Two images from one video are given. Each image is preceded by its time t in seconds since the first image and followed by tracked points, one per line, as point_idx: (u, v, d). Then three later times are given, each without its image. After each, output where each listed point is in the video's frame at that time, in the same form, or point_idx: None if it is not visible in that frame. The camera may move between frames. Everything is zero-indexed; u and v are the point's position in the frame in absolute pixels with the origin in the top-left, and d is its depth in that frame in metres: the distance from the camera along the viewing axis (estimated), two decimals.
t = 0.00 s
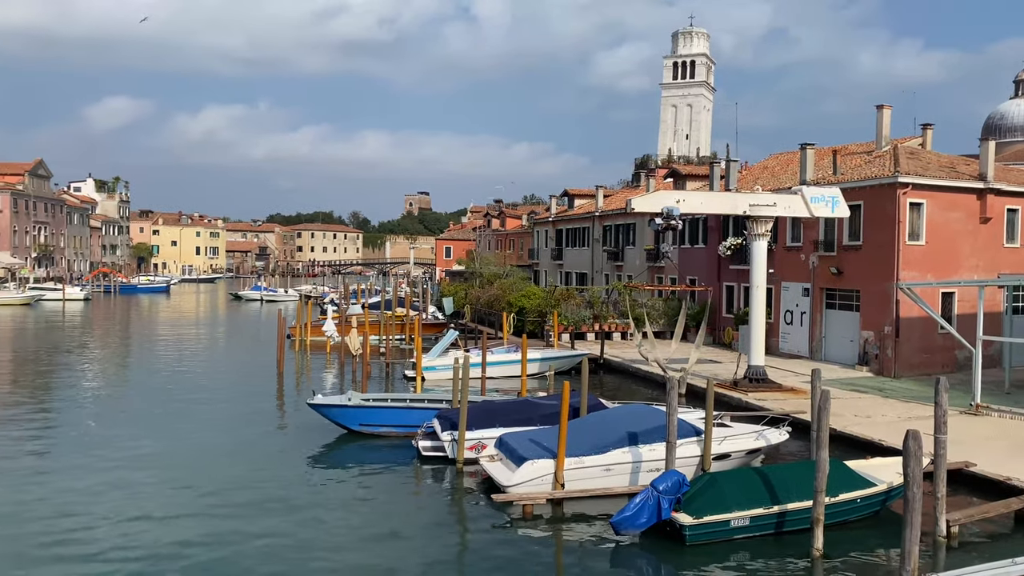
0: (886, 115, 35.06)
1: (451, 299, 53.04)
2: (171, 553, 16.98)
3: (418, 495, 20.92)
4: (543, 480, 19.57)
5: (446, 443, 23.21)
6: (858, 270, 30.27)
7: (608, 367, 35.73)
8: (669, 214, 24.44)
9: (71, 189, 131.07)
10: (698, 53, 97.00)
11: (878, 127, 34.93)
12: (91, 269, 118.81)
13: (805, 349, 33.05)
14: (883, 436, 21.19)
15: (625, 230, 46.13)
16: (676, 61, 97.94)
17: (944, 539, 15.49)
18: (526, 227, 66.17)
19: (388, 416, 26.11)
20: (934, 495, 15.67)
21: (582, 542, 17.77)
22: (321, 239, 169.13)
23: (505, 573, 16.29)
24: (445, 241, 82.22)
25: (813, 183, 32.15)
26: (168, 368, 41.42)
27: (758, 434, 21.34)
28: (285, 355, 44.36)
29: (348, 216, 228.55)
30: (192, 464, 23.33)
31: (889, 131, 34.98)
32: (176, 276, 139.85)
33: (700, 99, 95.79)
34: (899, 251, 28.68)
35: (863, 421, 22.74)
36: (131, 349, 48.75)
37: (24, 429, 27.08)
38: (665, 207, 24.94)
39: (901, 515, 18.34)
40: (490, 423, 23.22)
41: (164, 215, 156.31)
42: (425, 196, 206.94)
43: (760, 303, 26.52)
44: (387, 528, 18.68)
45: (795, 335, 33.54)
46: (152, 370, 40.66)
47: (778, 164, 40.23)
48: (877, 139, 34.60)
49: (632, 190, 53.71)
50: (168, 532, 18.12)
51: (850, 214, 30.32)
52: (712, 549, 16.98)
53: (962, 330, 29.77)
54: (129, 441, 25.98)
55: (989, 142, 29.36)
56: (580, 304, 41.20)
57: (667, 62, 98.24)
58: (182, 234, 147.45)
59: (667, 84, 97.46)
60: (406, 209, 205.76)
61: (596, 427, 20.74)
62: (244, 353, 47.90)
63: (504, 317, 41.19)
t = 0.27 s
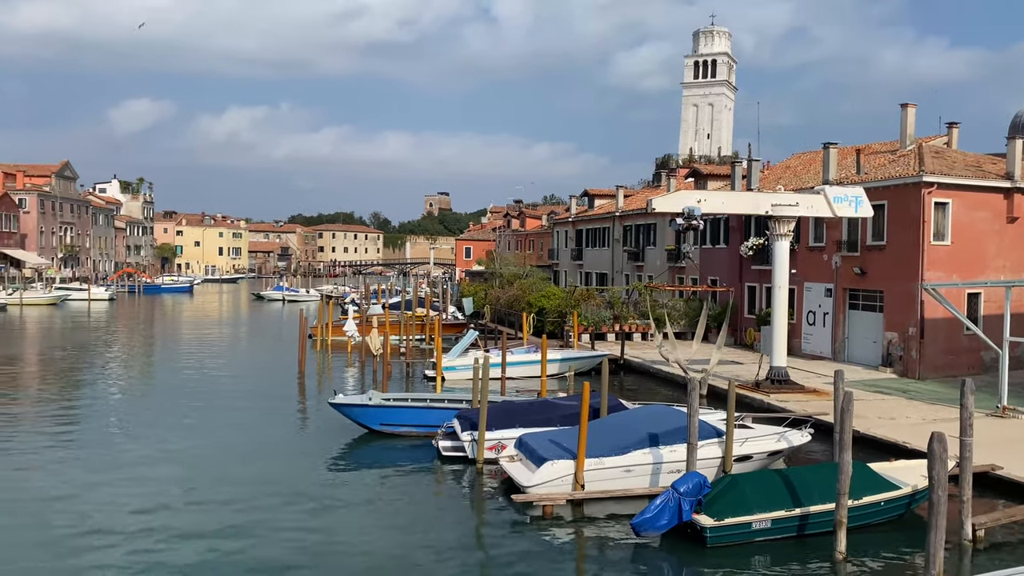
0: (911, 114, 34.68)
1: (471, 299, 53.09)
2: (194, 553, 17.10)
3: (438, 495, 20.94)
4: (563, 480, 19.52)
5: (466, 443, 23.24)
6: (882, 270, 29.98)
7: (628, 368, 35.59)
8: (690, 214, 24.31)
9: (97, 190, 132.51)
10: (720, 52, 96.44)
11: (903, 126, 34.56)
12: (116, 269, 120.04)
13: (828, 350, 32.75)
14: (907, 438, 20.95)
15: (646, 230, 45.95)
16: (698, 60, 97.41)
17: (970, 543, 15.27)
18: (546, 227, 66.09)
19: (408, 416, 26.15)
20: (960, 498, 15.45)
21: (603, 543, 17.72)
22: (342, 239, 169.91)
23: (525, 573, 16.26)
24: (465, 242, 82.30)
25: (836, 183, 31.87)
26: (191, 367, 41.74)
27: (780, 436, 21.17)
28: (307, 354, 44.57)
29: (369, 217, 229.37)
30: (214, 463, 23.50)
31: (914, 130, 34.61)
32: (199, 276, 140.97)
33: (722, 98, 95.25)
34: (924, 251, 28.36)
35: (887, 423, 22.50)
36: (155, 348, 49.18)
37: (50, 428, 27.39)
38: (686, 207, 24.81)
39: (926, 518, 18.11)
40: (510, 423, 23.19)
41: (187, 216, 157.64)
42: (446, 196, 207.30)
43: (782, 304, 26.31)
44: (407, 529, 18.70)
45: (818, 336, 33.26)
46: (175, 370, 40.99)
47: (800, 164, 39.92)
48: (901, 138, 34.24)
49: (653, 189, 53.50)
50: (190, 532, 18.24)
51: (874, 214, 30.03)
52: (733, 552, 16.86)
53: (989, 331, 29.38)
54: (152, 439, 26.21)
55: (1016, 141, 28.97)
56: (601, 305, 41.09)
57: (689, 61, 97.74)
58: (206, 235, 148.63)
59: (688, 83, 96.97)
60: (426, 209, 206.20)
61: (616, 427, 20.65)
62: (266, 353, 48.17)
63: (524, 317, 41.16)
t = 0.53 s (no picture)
0: (938, 112, 34.26)
1: (492, 299, 53.09)
2: (216, 549, 17.21)
3: (459, 495, 20.95)
4: (584, 481, 19.44)
5: (487, 443, 23.25)
6: (908, 271, 29.63)
7: (650, 369, 35.43)
8: (713, 214, 24.14)
9: (124, 192, 133.98)
10: (743, 51, 95.78)
11: (929, 125, 34.15)
12: (142, 270, 121.27)
13: (853, 351, 32.42)
14: (934, 441, 20.68)
15: (668, 230, 45.74)
16: (720, 59, 96.80)
17: (998, 548, 15.04)
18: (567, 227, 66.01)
19: (429, 416, 26.18)
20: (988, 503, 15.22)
21: (624, 545, 17.63)
22: (365, 240, 170.58)
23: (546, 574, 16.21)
24: (487, 242, 82.36)
25: (861, 183, 31.55)
26: (215, 367, 42.08)
27: (803, 437, 20.96)
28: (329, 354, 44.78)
29: (391, 218, 230.18)
30: (237, 461, 23.65)
31: (940, 129, 34.19)
32: (223, 277, 142.09)
33: (745, 97, 94.65)
34: (951, 251, 27.99)
35: (912, 425, 22.22)
36: (179, 348, 49.62)
37: (76, 426, 27.70)
38: (709, 207, 24.65)
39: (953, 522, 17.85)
40: (531, 424, 23.16)
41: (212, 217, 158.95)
42: (467, 197, 207.56)
43: (806, 305, 26.07)
44: (429, 527, 18.72)
45: (842, 337, 32.94)
46: (199, 369, 41.35)
47: (825, 163, 39.57)
48: (928, 137, 33.83)
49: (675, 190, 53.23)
50: (213, 529, 18.36)
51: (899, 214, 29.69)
52: (756, 555, 16.71)
53: (1017, 332, 28.95)
54: (176, 438, 26.41)
55: None
56: (622, 305, 40.96)
57: (711, 60, 97.16)
58: (230, 235, 149.79)
59: (711, 82, 96.40)
60: (448, 209, 206.58)
61: (638, 428, 20.53)
62: (288, 352, 48.45)
63: (545, 318, 41.10)
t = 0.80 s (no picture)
0: (966, 110, 33.79)
1: (514, 299, 53.07)
2: (239, 547, 17.32)
3: (481, 494, 20.94)
4: (607, 482, 19.34)
5: (509, 443, 23.20)
6: (935, 271, 29.25)
7: (673, 370, 35.24)
8: (737, 215, 23.97)
9: (151, 193, 135.41)
10: (767, 50, 94.98)
11: (958, 123, 33.70)
12: (168, 270, 122.47)
13: (879, 353, 32.05)
14: (962, 443, 20.39)
15: (692, 230, 45.49)
16: (744, 58, 96.06)
17: None
18: (590, 227, 65.85)
19: (452, 416, 26.19)
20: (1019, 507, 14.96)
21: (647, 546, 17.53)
22: (388, 240, 171.15)
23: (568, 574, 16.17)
24: (508, 243, 82.38)
25: (888, 182, 31.19)
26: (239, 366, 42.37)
27: (829, 439, 20.74)
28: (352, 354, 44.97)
29: (413, 219, 230.91)
30: (261, 460, 23.80)
31: (969, 127, 33.72)
32: (248, 277, 143.23)
33: (770, 97, 93.95)
34: (980, 251, 27.59)
35: (940, 428, 21.91)
36: (205, 348, 50.07)
37: (103, 425, 28.01)
38: (733, 207, 24.46)
39: (982, 526, 17.59)
40: (554, 424, 23.07)
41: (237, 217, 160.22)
42: (489, 198, 207.69)
43: (831, 306, 25.81)
44: (451, 527, 18.71)
45: (869, 338, 32.59)
46: (224, 368, 41.70)
47: (850, 162, 39.15)
48: (956, 135, 33.37)
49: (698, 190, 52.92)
50: (236, 526, 18.47)
51: (927, 214, 29.31)
52: (781, 557, 16.57)
53: None
54: (201, 436, 26.62)
55: None
56: (645, 306, 40.77)
57: (735, 59, 96.46)
58: (255, 236, 150.96)
59: (735, 82, 95.73)
60: (471, 210, 206.86)
61: (661, 429, 20.40)
62: (312, 352, 48.73)
63: (567, 318, 41.02)
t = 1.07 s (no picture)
0: (998, 108, 33.25)
1: (538, 300, 53.00)
2: (263, 545, 17.39)
3: (504, 494, 20.91)
4: (631, 484, 19.22)
5: (533, 444, 23.13)
6: (966, 272, 28.82)
7: (698, 371, 35.01)
8: (763, 215, 23.76)
9: (178, 195, 136.81)
10: (794, 48, 94.09)
11: (988, 121, 33.17)
12: (196, 271, 123.64)
13: (907, 354, 31.64)
14: (993, 447, 20.05)
15: (717, 230, 45.18)
16: (771, 57, 95.17)
17: None
18: (613, 228, 65.63)
19: (475, 416, 26.17)
20: None
21: (672, 548, 17.40)
22: (412, 241, 171.66)
23: None
24: (532, 243, 82.31)
25: (916, 181, 30.77)
26: (265, 365, 42.65)
27: (856, 441, 20.49)
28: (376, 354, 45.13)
29: (437, 219, 231.48)
30: (285, 458, 23.91)
31: (1001, 126, 33.18)
32: (274, 278, 144.31)
33: (796, 95, 93.16)
34: (1011, 251, 27.13)
35: (970, 430, 21.57)
36: (231, 347, 50.46)
37: (131, 423, 28.30)
38: (759, 207, 24.24)
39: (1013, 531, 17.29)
40: (578, 424, 22.97)
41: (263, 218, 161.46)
42: (513, 198, 207.73)
43: (858, 306, 25.50)
44: (474, 527, 18.67)
45: (897, 339, 32.18)
46: (249, 367, 41.98)
47: (878, 162, 38.69)
48: (987, 134, 32.85)
49: (723, 189, 52.55)
50: (260, 524, 18.55)
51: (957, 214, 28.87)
52: (807, 560, 16.39)
53: None
54: (226, 434, 26.81)
55: None
56: (669, 306, 40.51)
57: (761, 58, 95.69)
58: (281, 237, 152.05)
59: (761, 81, 95.00)
60: (494, 210, 206.99)
61: (686, 430, 20.24)
62: (336, 352, 48.96)
63: (591, 319, 40.87)
